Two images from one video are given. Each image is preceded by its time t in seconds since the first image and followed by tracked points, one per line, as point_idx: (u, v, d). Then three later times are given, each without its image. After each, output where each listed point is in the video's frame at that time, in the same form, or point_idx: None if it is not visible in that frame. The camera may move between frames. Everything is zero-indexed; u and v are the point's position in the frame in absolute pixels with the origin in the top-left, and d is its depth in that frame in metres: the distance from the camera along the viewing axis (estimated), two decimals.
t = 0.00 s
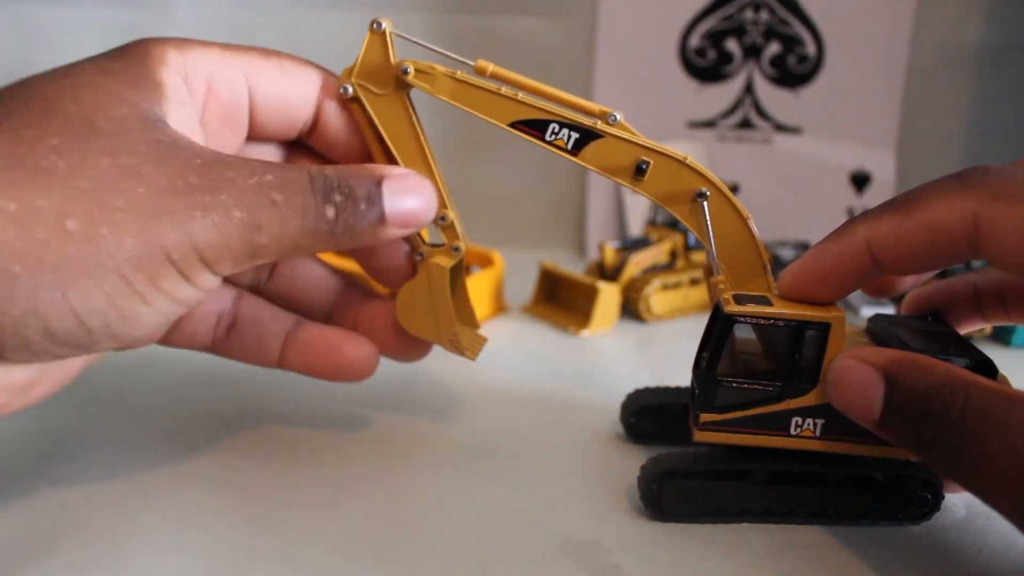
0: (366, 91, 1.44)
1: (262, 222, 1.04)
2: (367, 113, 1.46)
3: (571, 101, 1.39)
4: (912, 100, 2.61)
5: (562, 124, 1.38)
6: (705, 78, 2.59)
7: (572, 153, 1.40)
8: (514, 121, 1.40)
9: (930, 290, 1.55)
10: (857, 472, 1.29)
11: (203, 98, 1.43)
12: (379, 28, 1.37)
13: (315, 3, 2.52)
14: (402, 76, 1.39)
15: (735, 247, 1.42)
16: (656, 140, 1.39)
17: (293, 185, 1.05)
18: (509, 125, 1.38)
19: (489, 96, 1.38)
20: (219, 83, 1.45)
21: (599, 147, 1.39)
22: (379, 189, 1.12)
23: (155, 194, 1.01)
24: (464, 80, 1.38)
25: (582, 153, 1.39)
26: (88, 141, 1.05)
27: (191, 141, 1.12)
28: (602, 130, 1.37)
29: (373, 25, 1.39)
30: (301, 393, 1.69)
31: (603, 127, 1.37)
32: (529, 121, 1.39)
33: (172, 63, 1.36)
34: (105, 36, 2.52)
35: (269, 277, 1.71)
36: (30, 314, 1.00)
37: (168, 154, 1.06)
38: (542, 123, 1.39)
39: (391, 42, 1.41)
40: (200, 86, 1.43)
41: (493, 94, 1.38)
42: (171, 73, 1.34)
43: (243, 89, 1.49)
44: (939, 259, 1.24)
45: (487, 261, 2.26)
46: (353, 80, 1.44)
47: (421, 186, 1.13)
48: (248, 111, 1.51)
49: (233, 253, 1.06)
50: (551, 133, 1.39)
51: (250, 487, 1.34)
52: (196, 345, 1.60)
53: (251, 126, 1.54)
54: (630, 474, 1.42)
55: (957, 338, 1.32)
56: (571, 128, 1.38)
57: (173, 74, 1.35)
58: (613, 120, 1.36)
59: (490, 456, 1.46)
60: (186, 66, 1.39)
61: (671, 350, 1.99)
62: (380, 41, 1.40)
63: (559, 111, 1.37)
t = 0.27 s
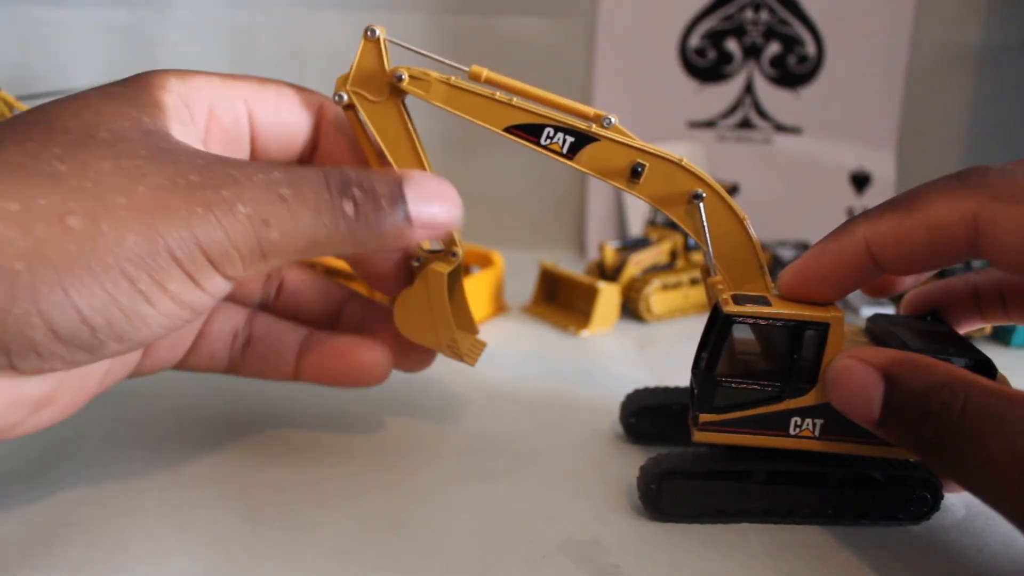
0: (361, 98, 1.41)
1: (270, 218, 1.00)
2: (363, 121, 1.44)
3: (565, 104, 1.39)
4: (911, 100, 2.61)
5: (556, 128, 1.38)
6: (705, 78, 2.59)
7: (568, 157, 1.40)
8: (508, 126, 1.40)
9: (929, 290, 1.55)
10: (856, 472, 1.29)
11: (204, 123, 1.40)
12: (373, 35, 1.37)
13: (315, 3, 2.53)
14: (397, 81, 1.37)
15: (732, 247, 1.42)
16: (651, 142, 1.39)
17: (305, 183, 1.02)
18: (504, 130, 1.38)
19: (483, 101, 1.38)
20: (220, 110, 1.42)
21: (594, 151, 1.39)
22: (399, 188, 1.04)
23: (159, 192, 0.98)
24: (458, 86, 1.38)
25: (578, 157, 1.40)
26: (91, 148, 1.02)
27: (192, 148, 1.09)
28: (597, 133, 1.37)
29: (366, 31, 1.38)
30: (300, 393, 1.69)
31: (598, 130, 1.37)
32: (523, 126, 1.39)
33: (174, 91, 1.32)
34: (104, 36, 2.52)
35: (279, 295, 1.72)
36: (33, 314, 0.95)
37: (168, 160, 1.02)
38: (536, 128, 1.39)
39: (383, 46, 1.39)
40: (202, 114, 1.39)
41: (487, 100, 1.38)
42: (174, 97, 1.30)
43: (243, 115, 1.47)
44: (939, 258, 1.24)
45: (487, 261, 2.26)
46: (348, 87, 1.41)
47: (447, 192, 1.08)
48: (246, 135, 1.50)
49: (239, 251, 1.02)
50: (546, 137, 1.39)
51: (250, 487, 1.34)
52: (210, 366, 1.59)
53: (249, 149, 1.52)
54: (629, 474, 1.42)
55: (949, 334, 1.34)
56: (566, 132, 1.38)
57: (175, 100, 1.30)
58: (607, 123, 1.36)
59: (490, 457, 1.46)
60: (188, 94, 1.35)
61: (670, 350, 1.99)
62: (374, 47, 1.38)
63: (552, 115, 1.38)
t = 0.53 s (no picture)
0: (342, 130, 1.39)
1: (265, 253, 1.03)
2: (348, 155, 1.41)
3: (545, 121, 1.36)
4: (911, 101, 2.62)
5: (539, 146, 1.36)
6: (705, 78, 2.62)
7: (553, 174, 1.39)
8: (493, 148, 1.38)
9: (929, 289, 1.55)
10: (855, 472, 1.29)
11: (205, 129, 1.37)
12: (348, 66, 1.34)
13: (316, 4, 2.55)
14: (377, 111, 1.35)
15: (722, 250, 1.43)
16: (634, 153, 1.37)
17: (306, 222, 1.05)
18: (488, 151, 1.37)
19: (464, 126, 1.36)
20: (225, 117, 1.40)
21: (580, 166, 1.38)
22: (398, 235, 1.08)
23: (164, 216, 1.01)
24: (439, 112, 1.36)
25: (562, 172, 1.39)
26: (102, 162, 1.04)
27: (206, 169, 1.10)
28: (581, 149, 1.36)
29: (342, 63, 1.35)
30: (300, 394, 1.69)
31: (580, 145, 1.36)
32: (507, 147, 1.37)
33: (182, 96, 1.30)
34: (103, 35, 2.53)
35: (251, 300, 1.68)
36: (31, 326, 1.01)
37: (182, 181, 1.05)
38: (520, 147, 1.37)
39: (360, 76, 1.36)
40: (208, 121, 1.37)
41: (469, 124, 1.36)
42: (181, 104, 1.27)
43: (246, 125, 1.43)
44: (939, 258, 1.23)
45: (486, 261, 2.26)
46: (330, 120, 1.39)
47: (442, 240, 1.14)
48: (250, 144, 1.46)
49: (231, 278, 1.05)
50: (530, 156, 1.38)
51: (251, 488, 1.34)
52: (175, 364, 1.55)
53: (252, 157, 1.49)
54: (630, 474, 1.42)
55: (957, 338, 1.32)
56: (549, 149, 1.37)
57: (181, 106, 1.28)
58: (590, 138, 1.34)
59: (490, 457, 1.46)
60: (194, 98, 1.33)
61: (670, 350, 1.99)
62: (351, 78, 1.36)
63: (536, 134, 1.36)
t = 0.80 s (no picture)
0: (302, 237, 1.41)
1: (221, 286, 1.07)
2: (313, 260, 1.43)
3: (496, 188, 1.42)
4: (912, 101, 2.63)
5: (496, 211, 1.38)
6: (705, 78, 2.63)
7: (516, 235, 1.41)
8: (452, 224, 1.40)
9: (929, 289, 1.54)
10: (856, 471, 1.29)
11: (185, 183, 1.50)
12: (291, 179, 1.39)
13: (317, 4, 2.58)
14: (330, 216, 1.40)
15: (697, 265, 1.44)
16: (589, 196, 1.38)
17: (266, 269, 1.08)
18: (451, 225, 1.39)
19: (418, 207, 1.40)
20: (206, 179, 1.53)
21: (540, 219, 1.39)
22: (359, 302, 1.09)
23: (127, 233, 1.07)
24: (391, 202, 1.40)
25: (525, 231, 1.40)
26: (82, 180, 1.13)
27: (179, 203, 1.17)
28: (536, 204, 1.38)
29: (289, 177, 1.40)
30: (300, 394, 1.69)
31: (535, 201, 1.38)
32: (466, 219, 1.39)
33: (168, 147, 1.45)
34: (105, 35, 2.55)
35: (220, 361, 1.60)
36: None
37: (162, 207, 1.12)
38: (478, 216, 1.39)
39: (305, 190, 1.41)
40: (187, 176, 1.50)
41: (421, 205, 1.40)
42: (166, 153, 1.43)
43: (226, 189, 1.56)
44: (941, 258, 1.24)
45: (486, 261, 2.27)
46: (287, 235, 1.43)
47: (400, 312, 1.14)
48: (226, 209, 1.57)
49: (186, 304, 1.09)
50: (489, 224, 1.40)
51: (250, 488, 1.34)
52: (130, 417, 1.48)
53: (225, 226, 1.59)
54: (629, 475, 1.42)
55: (960, 338, 1.31)
56: (507, 212, 1.39)
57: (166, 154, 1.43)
58: (542, 191, 1.37)
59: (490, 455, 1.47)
60: (179, 152, 1.48)
61: (671, 350, 1.99)
62: (300, 190, 1.40)
63: (489, 201, 1.38)
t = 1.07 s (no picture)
0: (293, 265, 1.41)
1: (217, 310, 1.08)
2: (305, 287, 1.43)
3: (485, 207, 1.38)
4: (910, 101, 2.65)
5: (489, 230, 1.38)
6: (705, 77, 2.65)
7: (510, 253, 1.40)
8: (445, 245, 1.39)
9: (929, 287, 1.55)
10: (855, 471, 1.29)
11: (190, 197, 1.51)
12: (278, 207, 1.37)
13: (317, 4, 2.58)
14: (319, 242, 1.38)
15: (694, 273, 1.44)
16: (583, 208, 1.38)
17: (264, 290, 1.09)
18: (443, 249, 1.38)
19: (407, 229, 1.39)
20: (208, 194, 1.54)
21: (532, 236, 1.39)
22: (357, 329, 1.11)
23: (128, 252, 1.07)
24: (381, 226, 1.39)
25: (518, 248, 1.39)
26: (81, 196, 1.13)
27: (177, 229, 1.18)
28: (528, 221, 1.37)
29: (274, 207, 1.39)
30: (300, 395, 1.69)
31: (527, 217, 1.37)
32: (458, 240, 1.39)
33: (175, 159, 1.45)
34: (104, 35, 2.55)
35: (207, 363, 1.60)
36: None
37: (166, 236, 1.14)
38: (470, 236, 1.39)
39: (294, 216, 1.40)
40: (191, 189, 1.51)
41: (410, 228, 1.39)
42: (172, 167, 1.43)
43: (228, 202, 1.58)
44: (943, 257, 1.24)
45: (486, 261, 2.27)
46: (277, 264, 1.41)
47: (401, 340, 1.16)
48: (226, 223, 1.59)
49: (180, 327, 1.09)
50: (482, 242, 1.39)
51: (250, 488, 1.34)
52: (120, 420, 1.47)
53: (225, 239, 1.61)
54: (629, 475, 1.42)
55: (960, 337, 1.32)
56: (499, 230, 1.38)
57: (172, 171, 1.43)
58: (534, 207, 1.36)
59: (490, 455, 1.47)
60: (186, 167, 1.48)
61: (671, 350, 1.99)
62: (286, 217, 1.39)
63: (481, 220, 1.38)
